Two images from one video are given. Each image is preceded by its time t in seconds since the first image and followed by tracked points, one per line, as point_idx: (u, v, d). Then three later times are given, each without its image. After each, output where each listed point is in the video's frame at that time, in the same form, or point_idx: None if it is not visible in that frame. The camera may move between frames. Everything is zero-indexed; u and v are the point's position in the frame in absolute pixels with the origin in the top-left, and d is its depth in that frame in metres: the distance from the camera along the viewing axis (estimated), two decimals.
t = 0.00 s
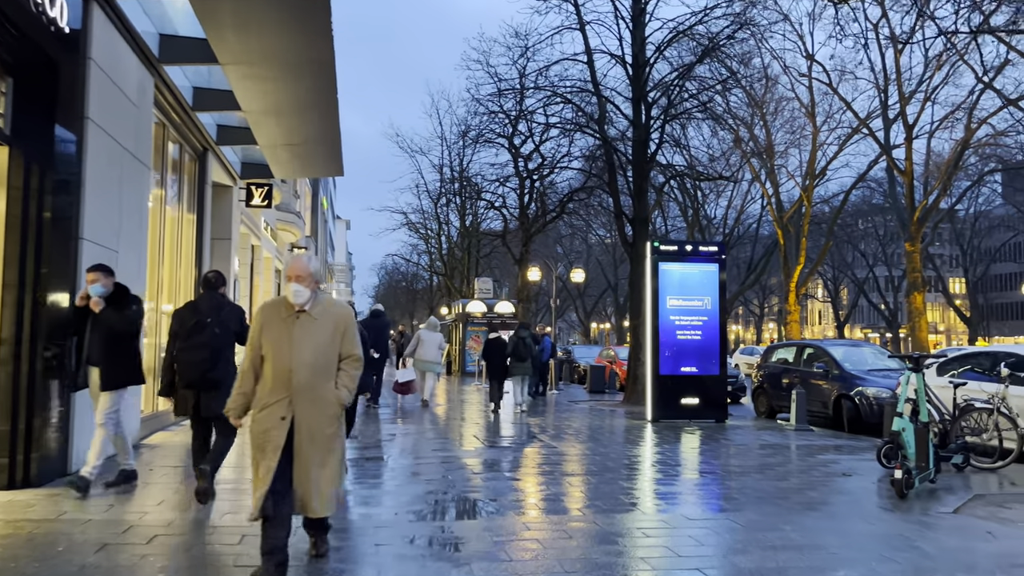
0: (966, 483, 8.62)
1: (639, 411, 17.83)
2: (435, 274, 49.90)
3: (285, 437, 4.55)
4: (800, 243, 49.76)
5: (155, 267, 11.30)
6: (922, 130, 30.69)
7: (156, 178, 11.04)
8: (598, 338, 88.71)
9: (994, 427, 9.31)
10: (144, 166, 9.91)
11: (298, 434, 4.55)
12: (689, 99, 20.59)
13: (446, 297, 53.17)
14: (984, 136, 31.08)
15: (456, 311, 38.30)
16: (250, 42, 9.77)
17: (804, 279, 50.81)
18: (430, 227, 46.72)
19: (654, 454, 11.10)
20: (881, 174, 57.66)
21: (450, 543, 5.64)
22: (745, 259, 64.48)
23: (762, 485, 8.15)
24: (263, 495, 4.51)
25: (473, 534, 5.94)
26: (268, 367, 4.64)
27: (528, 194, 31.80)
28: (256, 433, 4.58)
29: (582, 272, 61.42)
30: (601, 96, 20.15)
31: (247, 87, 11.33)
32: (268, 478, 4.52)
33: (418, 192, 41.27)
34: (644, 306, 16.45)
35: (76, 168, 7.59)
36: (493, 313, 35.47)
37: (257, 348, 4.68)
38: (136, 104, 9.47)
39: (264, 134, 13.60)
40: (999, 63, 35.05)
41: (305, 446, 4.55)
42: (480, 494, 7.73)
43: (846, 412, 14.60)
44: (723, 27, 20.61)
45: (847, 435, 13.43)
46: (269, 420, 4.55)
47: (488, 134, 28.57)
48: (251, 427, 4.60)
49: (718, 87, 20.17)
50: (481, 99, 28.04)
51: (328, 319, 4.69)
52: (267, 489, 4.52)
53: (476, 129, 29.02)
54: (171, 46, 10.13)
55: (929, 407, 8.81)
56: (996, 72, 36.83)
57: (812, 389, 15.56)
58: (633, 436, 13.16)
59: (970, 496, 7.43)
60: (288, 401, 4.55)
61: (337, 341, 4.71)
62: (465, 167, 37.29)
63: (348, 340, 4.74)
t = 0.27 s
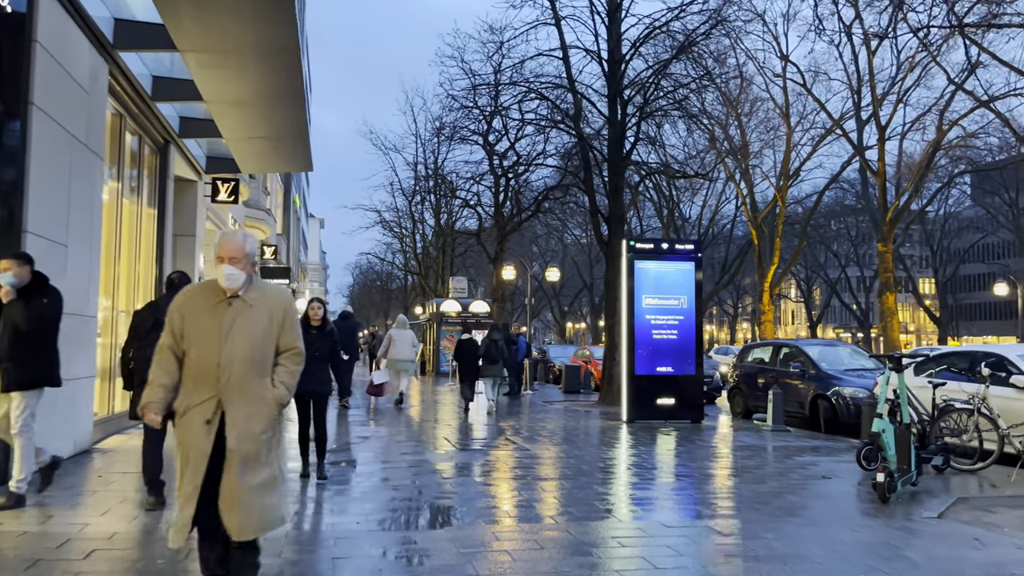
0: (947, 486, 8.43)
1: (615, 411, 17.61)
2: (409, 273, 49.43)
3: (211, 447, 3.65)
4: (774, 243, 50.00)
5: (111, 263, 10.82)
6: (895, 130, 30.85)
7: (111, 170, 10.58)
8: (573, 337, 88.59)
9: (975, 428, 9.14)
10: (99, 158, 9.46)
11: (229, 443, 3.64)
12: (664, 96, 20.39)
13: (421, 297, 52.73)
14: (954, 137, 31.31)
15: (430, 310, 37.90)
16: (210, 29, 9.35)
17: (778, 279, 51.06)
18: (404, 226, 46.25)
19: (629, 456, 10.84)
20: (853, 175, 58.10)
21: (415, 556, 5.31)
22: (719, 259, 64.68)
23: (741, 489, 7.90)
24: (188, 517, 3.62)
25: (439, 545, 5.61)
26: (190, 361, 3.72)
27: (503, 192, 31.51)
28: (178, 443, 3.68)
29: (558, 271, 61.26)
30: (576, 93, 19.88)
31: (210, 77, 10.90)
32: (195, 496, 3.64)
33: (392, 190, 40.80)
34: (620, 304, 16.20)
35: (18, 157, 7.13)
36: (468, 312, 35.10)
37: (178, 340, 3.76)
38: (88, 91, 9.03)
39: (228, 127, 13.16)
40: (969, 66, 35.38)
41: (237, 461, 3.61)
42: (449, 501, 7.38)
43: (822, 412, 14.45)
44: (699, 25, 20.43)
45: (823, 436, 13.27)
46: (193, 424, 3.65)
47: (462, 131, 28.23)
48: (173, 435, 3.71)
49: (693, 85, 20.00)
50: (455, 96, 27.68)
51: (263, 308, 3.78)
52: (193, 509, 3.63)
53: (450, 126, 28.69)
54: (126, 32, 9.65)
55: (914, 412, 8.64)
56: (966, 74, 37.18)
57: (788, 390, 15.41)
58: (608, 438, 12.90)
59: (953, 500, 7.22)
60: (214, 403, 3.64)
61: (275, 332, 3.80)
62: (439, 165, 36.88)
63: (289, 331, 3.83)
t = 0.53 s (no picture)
0: (929, 489, 8.25)
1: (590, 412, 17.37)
2: (383, 272, 48.90)
3: (127, 479, 3.06)
4: (749, 243, 50.13)
5: (64, 258, 10.35)
6: (868, 132, 30.96)
7: (64, 161, 10.11)
8: (549, 337, 88.36)
9: (957, 429, 8.98)
10: (51, 147, 9.00)
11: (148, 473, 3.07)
12: (641, 93, 20.19)
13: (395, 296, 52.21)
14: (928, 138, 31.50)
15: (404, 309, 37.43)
16: (170, 14, 8.95)
17: (752, 279, 51.21)
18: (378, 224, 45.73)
19: (606, 459, 10.57)
20: (827, 176, 58.48)
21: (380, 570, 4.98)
22: (694, 259, 64.75)
23: (721, 494, 7.66)
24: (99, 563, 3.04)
25: (408, 557, 5.29)
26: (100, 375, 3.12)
27: (478, 190, 31.18)
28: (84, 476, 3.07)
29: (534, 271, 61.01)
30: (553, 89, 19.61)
31: (171, 65, 10.47)
32: (110, 538, 3.04)
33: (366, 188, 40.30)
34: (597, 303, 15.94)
35: None
36: (443, 312, 34.68)
37: (84, 349, 3.14)
38: (39, 77, 8.58)
39: (193, 119, 12.73)
40: (941, 68, 35.68)
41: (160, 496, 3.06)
42: (419, 507, 7.05)
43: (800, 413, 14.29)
44: (676, 21, 20.25)
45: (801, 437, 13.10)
46: (105, 452, 3.06)
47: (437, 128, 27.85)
48: (73, 468, 3.10)
49: (670, 82, 19.82)
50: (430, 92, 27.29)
51: (191, 313, 3.21)
52: (106, 556, 3.04)
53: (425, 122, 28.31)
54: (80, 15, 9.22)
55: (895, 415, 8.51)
56: (939, 76, 37.51)
57: (765, 390, 15.24)
58: (584, 439, 12.64)
59: (938, 503, 7.03)
60: (129, 427, 3.05)
61: (204, 343, 3.24)
62: (414, 162, 36.44)
63: (222, 341, 3.29)
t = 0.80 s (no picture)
0: (912, 492, 8.05)
1: (566, 413, 17.08)
2: (358, 271, 48.36)
3: None
4: (724, 243, 50.20)
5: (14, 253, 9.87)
6: (843, 133, 31.04)
7: (15, 152, 9.63)
8: (525, 337, 88.19)
9: (938, 430, 8.80)
10: None
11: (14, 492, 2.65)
12: (618, 90, 19.97)
13: (370, 295, 51.69)
14: (901, 139, 31.73)
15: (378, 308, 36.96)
16: None
17: (728, 279, 51.28)
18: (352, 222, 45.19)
19: (580, 461, 10.28)
20: (802, 176, 58.75)
21: None
22: (670, 259, 64.83)
23: (701, 499, 7.39)
24: None
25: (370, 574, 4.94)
26: None
27: (453, 188, 30.82)
28: None
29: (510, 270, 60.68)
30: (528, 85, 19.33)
31: (130, 51, 10.02)
32: None
33: (341, 185, 39.75)
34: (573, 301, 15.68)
35: None
36: (417, 311, 34.22)
37: None
38: None
39: (154, 110, 12.28)
40: (914, 70, 35.92)
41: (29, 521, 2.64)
42: (387, 515, 6.70)
43: (778, 413, 14.09)
44: (652, 18, 20.05)
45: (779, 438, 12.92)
46: None
47: (412, 125, 27.44)
48: None
49: (647, 79, 19.61)
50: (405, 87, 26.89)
51: (81, 295, 2.76)
52: None
53: (400, 119, 27.91)
54: None
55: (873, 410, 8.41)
56: (912, 78, 37.76)
57: (742, 390, 15.06)
58: (559, 441, 12.36)
59: (922, 508, 6.83)
60: None
61: (99, 332, 2.77)
62: (389, 160, 35.98)
63: (124, 331, 2.81)
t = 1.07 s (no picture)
0: (895, 496, 7.83)
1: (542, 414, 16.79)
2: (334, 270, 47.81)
3: None
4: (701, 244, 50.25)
5: None
6: (819, 133, 31.10)
7: None
8: (504, 337, 87.92)
9: (920, 432, 8.59)
10: None
11: None
12: (595, 86, 19.70)
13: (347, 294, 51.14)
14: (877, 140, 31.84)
15: (354, 306, 36.47)
16: None
17: (705, 279, 51.33)
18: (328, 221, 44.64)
19: (556, 464, 9.99)
20: (778, 177, 59.01)
21: None
22: (648, 259, 64.90)
23: (681, 504, 7.12)
24: None
25: None
26: None
27: (430, 186, 30.42)
28: None
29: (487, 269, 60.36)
30: (505, 80, 19.01)
31: (87, 38, 9.59)
32: None
33: (316, 183, 39.20)
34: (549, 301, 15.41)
35: None
36: (393, 310, 33.77)
37: None
38: None
39: (115, 101, 11.84)
40: (889, 72, 36.10)
41: None
42: (351, 524, 6.35)
43: (757, 414, 13.88)
44: (630, 14, 19.82)
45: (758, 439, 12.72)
46: None
47: (387, 121, 27.01)
48: None
49: (624, 76, 19.37)
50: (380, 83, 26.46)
51: None
52: None
53: (375, 115, 27.47)
54: None
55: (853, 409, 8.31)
56: (887, 80, 37.97)
57: (720, 390, 14.85)
58: (535, 444, 12.06)
59: (907, 513, 6.60)
60: None
61: None
62: (365, 157, 35.52)
63: None
